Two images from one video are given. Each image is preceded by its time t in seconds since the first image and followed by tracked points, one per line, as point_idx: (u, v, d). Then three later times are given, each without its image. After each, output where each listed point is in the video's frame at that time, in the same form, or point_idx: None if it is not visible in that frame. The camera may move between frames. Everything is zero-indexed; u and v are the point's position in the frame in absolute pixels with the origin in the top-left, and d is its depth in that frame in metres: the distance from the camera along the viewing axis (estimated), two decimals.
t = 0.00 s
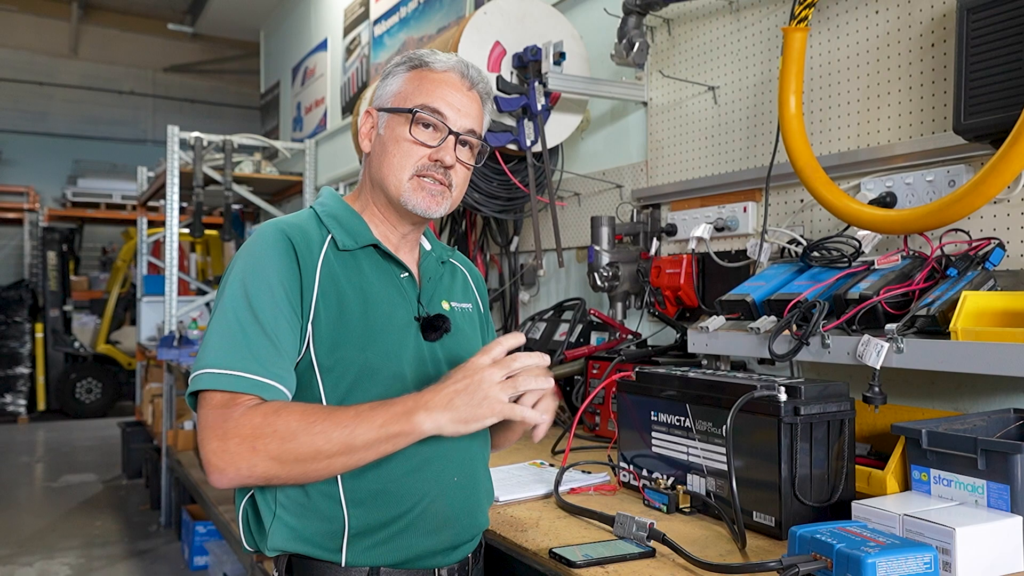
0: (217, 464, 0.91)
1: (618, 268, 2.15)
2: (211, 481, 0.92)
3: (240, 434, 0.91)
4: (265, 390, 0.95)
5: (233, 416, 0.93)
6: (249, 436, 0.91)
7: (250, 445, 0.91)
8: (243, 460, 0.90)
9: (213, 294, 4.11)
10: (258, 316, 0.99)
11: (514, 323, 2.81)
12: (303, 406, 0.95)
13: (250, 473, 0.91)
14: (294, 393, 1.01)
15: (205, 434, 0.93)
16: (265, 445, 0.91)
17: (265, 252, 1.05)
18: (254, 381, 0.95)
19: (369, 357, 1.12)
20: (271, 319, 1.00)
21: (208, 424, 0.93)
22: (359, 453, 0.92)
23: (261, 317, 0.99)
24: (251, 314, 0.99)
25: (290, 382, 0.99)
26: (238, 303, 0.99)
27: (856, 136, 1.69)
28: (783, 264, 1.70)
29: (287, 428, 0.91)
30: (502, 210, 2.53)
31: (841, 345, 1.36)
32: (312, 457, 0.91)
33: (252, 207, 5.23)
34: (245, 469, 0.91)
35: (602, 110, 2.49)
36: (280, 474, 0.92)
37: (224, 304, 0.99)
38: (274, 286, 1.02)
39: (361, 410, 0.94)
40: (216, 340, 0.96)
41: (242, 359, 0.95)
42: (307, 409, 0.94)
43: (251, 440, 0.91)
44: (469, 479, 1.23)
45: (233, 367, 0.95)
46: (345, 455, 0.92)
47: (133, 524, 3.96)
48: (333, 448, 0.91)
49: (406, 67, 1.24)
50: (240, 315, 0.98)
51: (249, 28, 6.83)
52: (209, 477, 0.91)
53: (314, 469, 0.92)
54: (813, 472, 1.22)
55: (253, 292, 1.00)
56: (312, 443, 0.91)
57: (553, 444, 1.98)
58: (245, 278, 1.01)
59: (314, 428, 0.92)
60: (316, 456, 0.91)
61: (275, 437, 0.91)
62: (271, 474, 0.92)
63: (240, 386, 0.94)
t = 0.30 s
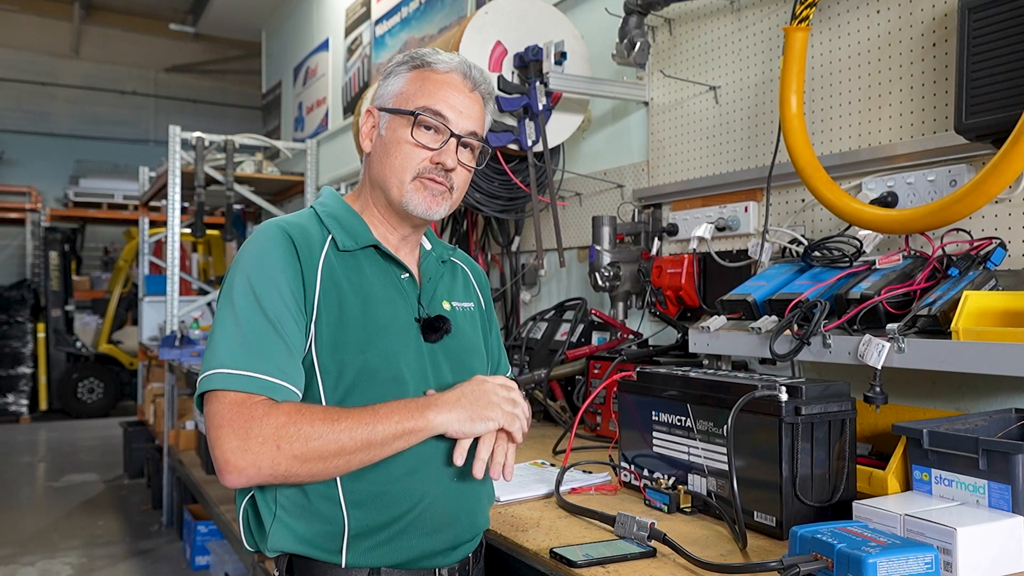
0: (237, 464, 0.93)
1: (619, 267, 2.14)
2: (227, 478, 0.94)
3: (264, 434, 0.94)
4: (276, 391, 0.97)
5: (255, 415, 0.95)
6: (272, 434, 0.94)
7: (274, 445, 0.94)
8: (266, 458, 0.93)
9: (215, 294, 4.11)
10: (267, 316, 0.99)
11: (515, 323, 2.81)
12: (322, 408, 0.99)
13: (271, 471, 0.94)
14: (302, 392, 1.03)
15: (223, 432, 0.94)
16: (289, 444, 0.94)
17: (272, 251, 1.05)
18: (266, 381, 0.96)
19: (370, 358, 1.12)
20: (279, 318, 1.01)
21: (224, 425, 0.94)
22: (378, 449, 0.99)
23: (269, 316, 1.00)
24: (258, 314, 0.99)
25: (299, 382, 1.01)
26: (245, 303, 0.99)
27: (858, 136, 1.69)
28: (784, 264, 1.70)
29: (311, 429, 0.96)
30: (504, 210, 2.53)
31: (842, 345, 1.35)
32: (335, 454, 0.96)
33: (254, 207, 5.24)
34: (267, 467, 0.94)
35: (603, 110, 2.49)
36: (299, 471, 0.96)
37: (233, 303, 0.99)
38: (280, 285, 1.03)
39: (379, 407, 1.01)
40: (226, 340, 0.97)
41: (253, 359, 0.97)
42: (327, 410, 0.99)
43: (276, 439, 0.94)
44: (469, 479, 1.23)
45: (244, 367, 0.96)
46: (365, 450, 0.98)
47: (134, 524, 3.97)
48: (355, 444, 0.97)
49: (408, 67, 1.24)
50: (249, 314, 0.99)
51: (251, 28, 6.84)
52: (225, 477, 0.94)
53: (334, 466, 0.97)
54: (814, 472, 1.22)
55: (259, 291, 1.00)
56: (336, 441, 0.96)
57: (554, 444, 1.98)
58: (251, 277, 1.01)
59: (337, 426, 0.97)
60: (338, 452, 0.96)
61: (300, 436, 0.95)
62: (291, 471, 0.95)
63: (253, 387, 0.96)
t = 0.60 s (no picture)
0: (227, 471, 0.94)
1: (620, 268, 2.14)
2: (217, 483, 0.95)
3: (254, 442, 0.95)
4: (267, 398, 0.97)
5: (246, 424, 0.96)
6: (263, 444, 0.95)
7: (263, 455, 0.95)
8: (254, 468, 0.94)
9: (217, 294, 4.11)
10: (264, 318, 0.99)
11: (517, 323, 2.82)
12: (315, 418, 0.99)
13: (260, 479, 0.95)
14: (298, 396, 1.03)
15: (215, 437, 0.95)
16: (278, 455, 0.95)
17: (273, 252, 1.05)
18: (259, 388, 0.97)
19: (370, 361, 1.12)
20: (277, 321, 1.01)
21: (216, 430, 0.96)
22: (368, 464, 1.00)
23: (266, 319, 1.00)
24: (257, 317, 0.99)
25: (294, 388, 1.01)
26: (244, 304, 1.00)
27: (860, 136, 1.68)
28: (786, 264, 1.70)
29: (301, 441, 0.96)
30: (505, 210, 2.53)
31: (844, 345, 1.36)
32: (326, 466, 0.97)
33: (256, 208, 5.24)
34: (255, 476, 0.95)
35: (605, 110, 2.49)
36: (290, 480, 0.97)
37: (230, 304, 1.00)
38: (280, 287, 1.03)
39: (372, 419, 1.01)
40: (223, 342, 0.97)
41: (247, 364, 0.97)
42: (320, 421, 0.99)
43: (264, 450, 0.95)
44: (470, 481, 1.23)
45: (238, 371, 0.96)
46: (355, 464, 0.99)
47: (136, 524, 3.97)
48: (347, 458, 0.98)
49: (418, 69, 1.24)
50: (247, 316, 0.99)
51: (253, 28, 6.84)
52: (216, 482, 0.95)
53: (325, 476, 0.98)
54: (816, 472, 1.22)
55: (259, 293, 1.00)
56: (327, 453, 0.97)
57: (555, 444, 1.99)
58: (252, 278, 1.01)
59: (328, 440, 0.97)
60: (328, 466, 0.97)
61: (289, 447, 0.95)
62: (281, 480, 0.96)
63: (244, 393, 0.96)
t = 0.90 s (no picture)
0: (232, 469, 0.94)
1: (623, 268, 2.14)
2: (222, 480, 0.95)
3: (259, 441, 0.95)
4: (272, 397, 0.97)
5: (252, 423, 0.96)
6: (269, 443, 0.95)
7: (268, 453, 0.95)
8: (260, 466, 0.94)
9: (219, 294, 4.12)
10: (269, 319, 1.00)
11: (519, 324, 2.82)
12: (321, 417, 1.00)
13: (266, 477, 0.95)
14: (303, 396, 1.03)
15: (221, 436, 0.95)
16: (283, 454, 0.95)
17: (280, 253, 1.05)
18: (264, 387, 0.97)
19: (375, 362, 1.12)
20: (283, 322, 1.01)
21: (222, 429, 0.96)
22: (373, 462, 1.01)
23: (272, 320, 1.00)
24: (263, 317, 1.00)
25: (299, 387, 1.01)
26: (250, 304, 1.00)
27: (862, 137, 1.69)
28: (789, 264, 1.70)
29: (306, 440, 0.96)
30: (507, 211, 2.53)
31: (846, 346, 1.36)
32: (333, 465, 0.98)
33: (258, 208, 5.25)
34: (261, 474, 0.95)
35: (607, 110, 2.49)
36: (294, 479, 0.97)
37: (236, 303, 1.00)
38: (287, 287, 1.03)
39: (377, 419, 1.02)
40: (228, 341, 0.98)
41: (253, 363, 0.97)
42: (325, 420, 0.99)
43: (270, 448, 0.95)
44: (473, 482, 1.23)
45: (244, 370, 0.96)
46: (360, 463, 0.99)
47: (139, 524, 3.98)
48: (351, 457, 0.98)
49: (425, 69, 1.24)
50: (252, 316, 0.99)
51: (255, 28, 6.85)
52: (221, 480, 0.95)
53: (331, 475, 0.99)
54: (819, 472, 1.22)
55: (265, 293, 1.00)
56: (332, 452, 0.97)
57: (558, 444, 1.99)
58: (258, 279, 1.01)
59: (334, 439, 0.98)
60: (333, 465, 0.98)
61: (294, 446, 0.96)
62: (286, 479, 0.96)
63: (250, 392, 0.96)
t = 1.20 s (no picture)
0: (238, 462, 0.95)
1: (625, 268, 2.15)
2: (226, 473, 0.95)
3: (266, 436, 0.95)
4: (281, 393, 0.97)
5: (259, 418, 0.96)
6: (274, 439, 0.95)
7: (273, 449, 0.95)
8: (264, 461, 0.95)
9: (221, 294, 4.12)
10: (281, 317, 1.00)
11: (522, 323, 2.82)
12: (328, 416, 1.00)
13: (269, 473, 0.96)
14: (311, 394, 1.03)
15: (227, 430, 0.96)
16: (288, 451, 0.95)
17: (293, 251, 1.06)
18: (272, 383, 0.97)
19: (383, 363, 1.12)
20: (294, 321, 1.01)
21: (228, 422, 0.96)
22: (377, 463, 1.00)
23: (283, 318, 1.00)
24: (274, 315, 1.00)
25: (307, 385, 1.01)
26: (262, 302, 1.01)
27: (865, 137, 1.69)
28: (792, 264, 1.70)
29: (311, 438, 0.96)
30: (510, 211, 2.54)
31: (849, 347, 1.36)
32: (335, 464, 0.98)
33: (260, 208, 5.25)
34: (264, 469, 0.95)
35: (609, 111, 2.49)
36: (298, 476, 0.97)
37: (248, 300, 1.01)
38: (299, 286, 1.04)
39: (382, 421, 1.02)
40: (238, 337, 0.98)
41: (262, 359, 0.97)
42: (332, 419, 1.00)
43: (275, 444, 0.95)
44: (477, 485, 1.23)
45: (252, 366, 0.97)
46: (362, 464, 0.99)
47: (142, 524, 3.99)
48: (355, 458, 0.98)
49: (445, 74, 1.24)
50: (263, 314, 1.00)
51: (257, 29, 6.85)
52: (225, 473, 0.95)
53: (334, 475, 0.99)
54: (822, 473, 1.22)
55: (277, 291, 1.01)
56: (336, 451, 0.97)
57: (560, 444, 1.99)
58: (271, 277, 1.02)
59: (338, 437, 0.98)
60: (336, 464, 0.98)
61: (299, 443, 0.96)
62: (289, 475, 0.97)
63: (258, 387, 0.96)
